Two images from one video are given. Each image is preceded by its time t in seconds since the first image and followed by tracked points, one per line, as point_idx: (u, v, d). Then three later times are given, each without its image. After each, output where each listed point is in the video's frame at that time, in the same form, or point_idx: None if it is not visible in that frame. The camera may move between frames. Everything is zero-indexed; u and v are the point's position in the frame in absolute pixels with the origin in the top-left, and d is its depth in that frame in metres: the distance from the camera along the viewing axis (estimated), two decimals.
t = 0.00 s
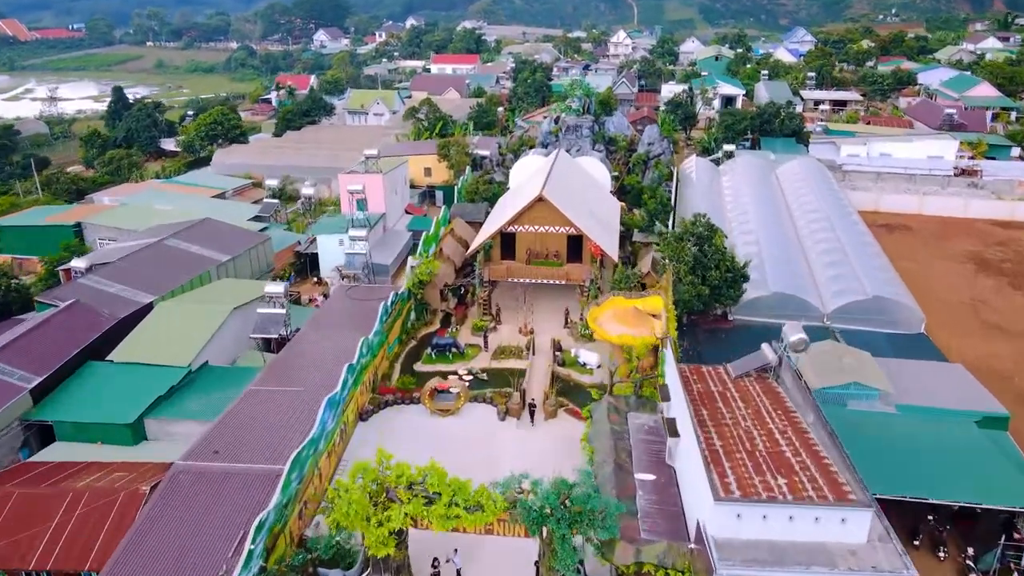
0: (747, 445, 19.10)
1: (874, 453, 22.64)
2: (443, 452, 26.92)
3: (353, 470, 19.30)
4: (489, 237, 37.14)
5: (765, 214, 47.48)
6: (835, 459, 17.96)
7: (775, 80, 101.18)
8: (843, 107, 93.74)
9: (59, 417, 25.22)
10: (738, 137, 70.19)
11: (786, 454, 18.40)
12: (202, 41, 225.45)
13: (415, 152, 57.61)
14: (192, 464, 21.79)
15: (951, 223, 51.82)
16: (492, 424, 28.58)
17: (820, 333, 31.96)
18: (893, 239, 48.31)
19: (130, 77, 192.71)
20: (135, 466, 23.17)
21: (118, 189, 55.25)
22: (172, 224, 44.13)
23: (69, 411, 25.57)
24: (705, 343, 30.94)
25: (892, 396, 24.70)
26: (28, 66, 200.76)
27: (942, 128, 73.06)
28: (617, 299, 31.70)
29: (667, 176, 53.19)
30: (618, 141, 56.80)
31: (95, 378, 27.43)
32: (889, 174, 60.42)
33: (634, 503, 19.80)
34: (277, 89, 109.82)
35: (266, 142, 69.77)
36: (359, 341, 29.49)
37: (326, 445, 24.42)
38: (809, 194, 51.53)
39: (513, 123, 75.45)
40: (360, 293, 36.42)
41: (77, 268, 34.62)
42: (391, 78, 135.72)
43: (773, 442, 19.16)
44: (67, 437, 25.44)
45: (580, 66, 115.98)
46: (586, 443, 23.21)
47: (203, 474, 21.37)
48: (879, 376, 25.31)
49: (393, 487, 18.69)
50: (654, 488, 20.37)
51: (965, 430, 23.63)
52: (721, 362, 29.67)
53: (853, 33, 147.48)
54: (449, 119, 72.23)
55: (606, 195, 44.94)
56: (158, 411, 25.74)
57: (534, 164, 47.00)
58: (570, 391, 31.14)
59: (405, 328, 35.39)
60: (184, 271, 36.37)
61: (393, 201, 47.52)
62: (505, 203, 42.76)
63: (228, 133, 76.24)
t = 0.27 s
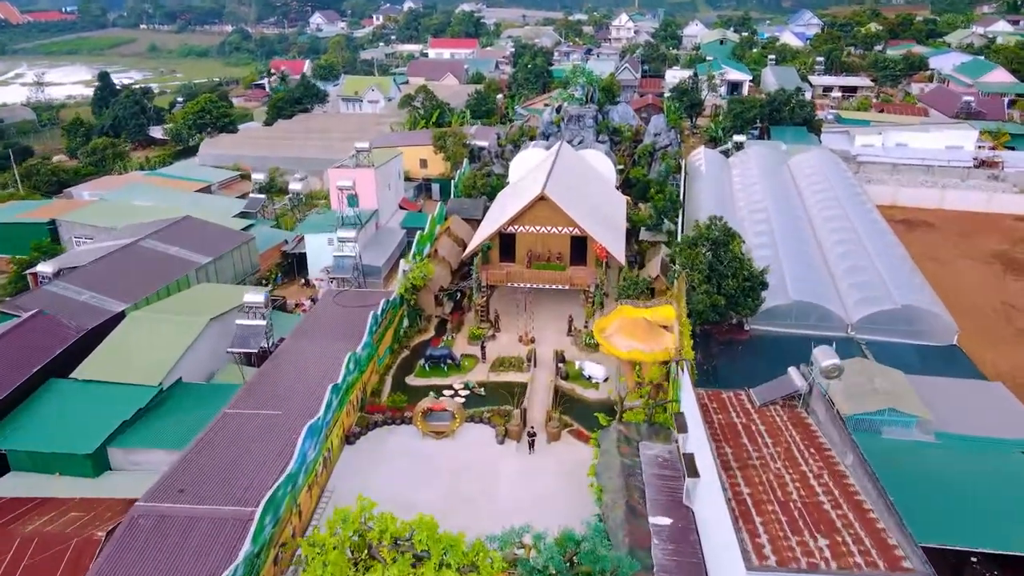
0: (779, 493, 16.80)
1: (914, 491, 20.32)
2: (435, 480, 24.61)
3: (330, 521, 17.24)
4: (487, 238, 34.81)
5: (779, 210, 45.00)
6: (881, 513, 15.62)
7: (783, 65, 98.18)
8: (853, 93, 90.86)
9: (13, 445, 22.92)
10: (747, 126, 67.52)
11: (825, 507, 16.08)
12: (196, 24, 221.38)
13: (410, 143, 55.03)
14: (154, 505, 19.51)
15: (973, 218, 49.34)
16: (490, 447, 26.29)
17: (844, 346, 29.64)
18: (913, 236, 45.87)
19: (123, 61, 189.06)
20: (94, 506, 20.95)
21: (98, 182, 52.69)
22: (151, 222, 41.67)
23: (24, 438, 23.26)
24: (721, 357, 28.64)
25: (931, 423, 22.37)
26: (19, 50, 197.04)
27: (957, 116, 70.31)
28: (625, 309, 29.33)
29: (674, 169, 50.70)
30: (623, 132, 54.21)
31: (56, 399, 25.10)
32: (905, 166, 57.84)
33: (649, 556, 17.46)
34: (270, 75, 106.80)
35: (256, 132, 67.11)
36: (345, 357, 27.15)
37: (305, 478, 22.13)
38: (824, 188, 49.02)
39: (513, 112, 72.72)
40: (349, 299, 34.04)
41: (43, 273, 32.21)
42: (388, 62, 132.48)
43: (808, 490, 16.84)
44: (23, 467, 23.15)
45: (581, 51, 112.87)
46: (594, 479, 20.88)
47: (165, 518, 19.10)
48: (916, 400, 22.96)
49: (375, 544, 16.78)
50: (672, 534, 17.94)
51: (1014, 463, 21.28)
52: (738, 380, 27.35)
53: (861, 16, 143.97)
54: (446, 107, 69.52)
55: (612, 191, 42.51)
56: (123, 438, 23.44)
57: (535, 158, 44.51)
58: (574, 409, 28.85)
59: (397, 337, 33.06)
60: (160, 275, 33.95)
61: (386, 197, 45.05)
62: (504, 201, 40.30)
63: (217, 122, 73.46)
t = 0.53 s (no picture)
0: (806, 545, 15.01)
1: (949, 530, 18.52)
2: (427, 509, 22.84)
3: None
4: (484, 241, 32.97)
5: (789, 207, 43.07)
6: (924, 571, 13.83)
7: (789, 54, 95.79)
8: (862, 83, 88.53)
9: None
10: (754, 118, 65.42)
11: (859, 564, 14.31)
12: (191, 11, 218.16)
13: (405, 136, 53.01)
14: (116, 551, 17.86)
15: (990, 217, 47.47)
16: (487, 471, 24.54)
17: (864, 359, 27.84)
18: (930, 236, 43.98)
19: (117, 48, 186.14)
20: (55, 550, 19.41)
21: (81, 178, 50.71)
22: (133, 222, 39.76)
23: None
24: (733, 372, 26.83)
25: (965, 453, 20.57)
26: (12, 37, 194.06)
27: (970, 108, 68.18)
28: (631, 320, 27.47)
29: (680, 165, 48.76)
30: (626, 125, 52.18)
31: (18, 422, 23.28)
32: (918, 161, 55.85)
33: None
34: (264, 64, 104.42)
35: (247, 124, 65.04)
36: (332, 373, 25.36)
37: (284, 512, 20.37)
38: (836, 184, 47.05)
39: (512, 103, 70.58)
40: (338, 307, 32.21)
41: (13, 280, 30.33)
42: (386, 50, 129.90)
43: (838, 542, 15.06)
44: None
45: (582, 39, 110.41)
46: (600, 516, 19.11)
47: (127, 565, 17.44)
48: (947, 427, 21.16)
49: None
50: None
51: None
52: (752, 398, 25.55)
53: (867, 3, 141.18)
54: (443, 99, 67.41)
55: (615, 189, 40.59)
56: (88, 467, 21.67)
57: (535, 154, 42.55)
58: (575, 427, 27.09)
59: (389, 347, 31.26)
60: (139, 281, 32.08)
61: (379, 195, 43.08)
62: (502, 200, 38.39)
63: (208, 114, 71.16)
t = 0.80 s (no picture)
0: None
1: (979, 562, 17.28)
2: (421, 531, 21.61)
3: None
4: (482, 244, 31.67)
5: (796, 205, 41.78)
6: None
7: (793, 45, 94.19)
8: (867, 76, 87.01)
9: None
10: (758, 113, 64.00)
11: None
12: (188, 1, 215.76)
13: (402, 132, 51.64)
14: None
15: (1003, 216, 46.19)
16: (484, 489, 23.34)
17: (879, 370, 26.62)
18: (942, 236, 42.70)
19: (112, 39, 184.10)
20: None
21: (68, 175, 49.31)
22: (118, 223, 38.45)
23: None
24: (741, 383, 25.63)
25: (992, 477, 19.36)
26: (6, 28, 192.10)
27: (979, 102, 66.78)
28: (634, 329, 26.27)
29: (683, 161, 47.41)
30: (629, 120, 50.78)
31: None
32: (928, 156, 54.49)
33: None
34: (260, 56, 102.87)
35: (240, 118, 63.56)
36: (322, 386, 24.15)
37: (268, 540, 19.18)
38: (844, 182, 45.66)
39: (511, 97, 69.16)
40: (330, 313, 30.99)
41: None
42: (383, 42, 128.23)
43: None
44: None
45: (583, 30, 108.74)
46: (604, 546, 17.86)
47: None
48: (973, 449, 19.95)
49: None
50: None
51: None
52: (763, 412, 24.33)
53: None
54: (441, 92, 65.91)
55: (617, 188, 39.24)
56: (61, 490, 20.54)
57: (535, 152, 41.15)
58: (576, 441, 25.90)
59: (383, 355, 30.03)
60: (122, 286, 30.81)
61: (374, 193, 41.76)
62: (501, 200, 37.06)
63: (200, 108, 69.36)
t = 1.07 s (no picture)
0: None
1: None
2: (416, 548, 20.81)
3: None
4: (480, 247, 30.79)
5: (801, 203, 40.88)
6: None
7: (795, 40, 93.09)
8: (871, 70, 85.94)
9: None
10: (761, 109, 63.00)
11: None
12: None
13: (399, 129, 50.72)
14: None
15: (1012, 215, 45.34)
16: (482, 503, 22.54)
17: (889, 378, 25.80)
18: (950, 236, 41.86)
19: (109, 32, 182.70)
20: None
21: (59, 173, 48.39)
22: (108, 223, 37.56)
23: None
24: (748, 393, 24.79)
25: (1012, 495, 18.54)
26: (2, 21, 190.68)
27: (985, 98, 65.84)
28: (638, 337, 25.46)
29: (686, 159, 46.45)
30: (630, 117, 49.79)
31: None
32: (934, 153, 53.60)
33: None
34: (257, 50, 101.80)
35: (235, 114, 62.50)
36: (314, 396, 23.32)
37: (256, 562, 18.37)
38: (850, 180, 44.71)
39: (511, 93, 68.18)
40: (324, 317, 30.13)
41: None
42: (382, 36, 127.00)
43: None
44: None
45: (583, 24, 107.56)
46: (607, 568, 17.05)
47: None
48: (992, 466, 19.14)
49: None
50: None
51: None
52: (771, 423, 23.51)
53: None
54: (440, 88, 64.86)
55: (619, 188, 38.33)
56: (41, 508, 19.74)
57: (534, 150, 40.20)
58: (577, 451, 25.09)
59: (378, 361, 29.19)
60: (110, 290, 29.95)
61: (369, 193, 40.84)
62: (499, 200, 36.14)
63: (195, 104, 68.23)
